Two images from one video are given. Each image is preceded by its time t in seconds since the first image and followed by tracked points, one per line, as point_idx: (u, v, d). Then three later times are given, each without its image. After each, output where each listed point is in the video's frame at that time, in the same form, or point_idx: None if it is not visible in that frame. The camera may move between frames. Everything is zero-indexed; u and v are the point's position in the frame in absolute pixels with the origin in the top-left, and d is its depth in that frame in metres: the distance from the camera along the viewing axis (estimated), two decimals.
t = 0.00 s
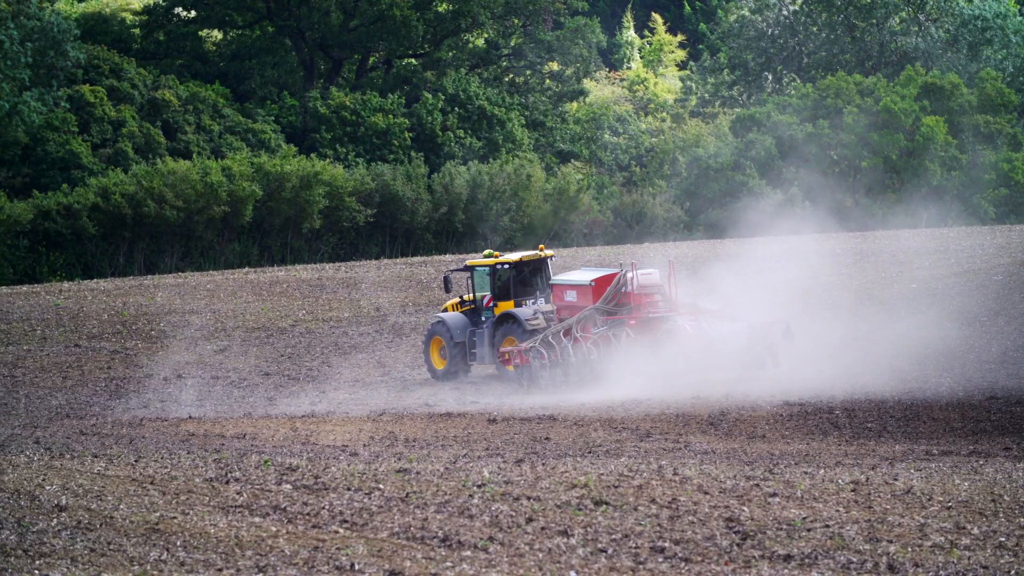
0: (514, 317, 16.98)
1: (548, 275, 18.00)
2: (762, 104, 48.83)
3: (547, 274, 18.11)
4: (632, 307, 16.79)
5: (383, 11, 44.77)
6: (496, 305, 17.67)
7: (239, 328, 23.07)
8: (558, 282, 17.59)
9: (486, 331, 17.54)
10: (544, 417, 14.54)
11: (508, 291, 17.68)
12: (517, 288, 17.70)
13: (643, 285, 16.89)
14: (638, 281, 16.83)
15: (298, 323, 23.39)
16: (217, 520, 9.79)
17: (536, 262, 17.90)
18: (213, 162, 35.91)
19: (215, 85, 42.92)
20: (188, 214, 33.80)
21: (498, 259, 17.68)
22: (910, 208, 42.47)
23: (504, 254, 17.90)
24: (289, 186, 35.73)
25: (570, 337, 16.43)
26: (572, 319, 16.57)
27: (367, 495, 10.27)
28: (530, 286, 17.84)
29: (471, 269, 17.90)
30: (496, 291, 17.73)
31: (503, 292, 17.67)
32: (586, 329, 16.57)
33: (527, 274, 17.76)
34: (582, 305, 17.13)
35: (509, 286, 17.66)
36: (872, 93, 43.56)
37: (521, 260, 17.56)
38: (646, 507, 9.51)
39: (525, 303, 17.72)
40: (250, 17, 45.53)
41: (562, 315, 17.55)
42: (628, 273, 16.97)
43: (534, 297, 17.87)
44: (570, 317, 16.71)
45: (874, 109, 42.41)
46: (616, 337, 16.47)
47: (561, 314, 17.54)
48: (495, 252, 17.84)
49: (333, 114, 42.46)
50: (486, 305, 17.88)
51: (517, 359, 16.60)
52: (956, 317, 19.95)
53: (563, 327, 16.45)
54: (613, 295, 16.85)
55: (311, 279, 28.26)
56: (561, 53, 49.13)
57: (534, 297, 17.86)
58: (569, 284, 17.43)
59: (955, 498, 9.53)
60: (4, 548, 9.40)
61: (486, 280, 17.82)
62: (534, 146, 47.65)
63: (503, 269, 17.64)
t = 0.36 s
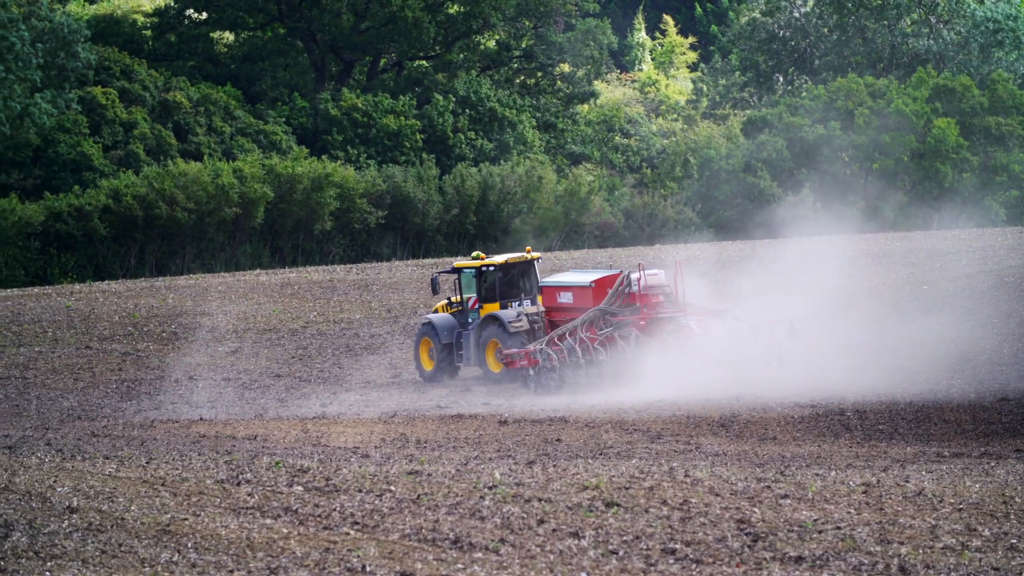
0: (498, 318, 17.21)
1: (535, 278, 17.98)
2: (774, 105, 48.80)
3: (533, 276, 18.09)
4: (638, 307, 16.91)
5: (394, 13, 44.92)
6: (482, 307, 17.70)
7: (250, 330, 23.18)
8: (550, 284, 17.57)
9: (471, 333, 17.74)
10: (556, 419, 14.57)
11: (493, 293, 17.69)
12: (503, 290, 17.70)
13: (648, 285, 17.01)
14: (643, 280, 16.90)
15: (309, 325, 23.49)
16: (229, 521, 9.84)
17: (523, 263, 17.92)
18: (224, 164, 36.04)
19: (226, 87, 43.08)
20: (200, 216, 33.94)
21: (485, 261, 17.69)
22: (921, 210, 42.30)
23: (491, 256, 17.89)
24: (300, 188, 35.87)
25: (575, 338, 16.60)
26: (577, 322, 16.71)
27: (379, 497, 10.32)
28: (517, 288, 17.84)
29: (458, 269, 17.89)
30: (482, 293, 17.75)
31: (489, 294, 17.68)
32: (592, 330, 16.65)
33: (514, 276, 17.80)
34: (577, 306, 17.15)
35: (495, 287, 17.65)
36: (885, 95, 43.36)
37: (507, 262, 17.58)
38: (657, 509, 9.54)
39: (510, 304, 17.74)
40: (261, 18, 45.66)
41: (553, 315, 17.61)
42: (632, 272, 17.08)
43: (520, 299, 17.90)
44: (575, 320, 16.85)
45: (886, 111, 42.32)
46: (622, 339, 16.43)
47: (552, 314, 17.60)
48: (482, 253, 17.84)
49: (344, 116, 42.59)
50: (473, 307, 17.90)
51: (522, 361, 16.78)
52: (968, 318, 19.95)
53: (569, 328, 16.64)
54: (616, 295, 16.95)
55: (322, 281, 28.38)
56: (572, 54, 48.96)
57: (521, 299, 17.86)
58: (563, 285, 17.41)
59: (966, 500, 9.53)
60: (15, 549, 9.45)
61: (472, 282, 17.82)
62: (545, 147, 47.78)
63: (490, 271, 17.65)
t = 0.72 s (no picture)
0: (484, 320, 17.55)
1: (524, 280, 18.23)
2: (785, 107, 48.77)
3: (524, 278, 18.31)
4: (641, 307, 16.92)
5: (405, 14, 45.05)
6: (470, 308, 18.06)
7: (261, 332, 23.29)
8: (543, 285, 17.80)
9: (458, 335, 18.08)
10: (566, 421, 14.61)
11: (481, 294, 18.02)
12: (491, 292, 18.02)
13: (652, 285, 17.03)
14: (648, 280, 16.90)
15: (319, 327, 23.59)
16: (240, 523, 9.90)
17: (512, 265, 18.19)
18: (235, 165, 36.19)
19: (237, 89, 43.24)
20: (211, 218, 34.08)
21: (474, 263, 18.00)
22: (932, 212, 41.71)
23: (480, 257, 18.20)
24: (311, 189, 35.99)
25: (577, 338, 16.79)
26: (579, 322, 16.96)
27: (390, 498, 10.37)
28: (506, 289, 18.13)
29: (448, 271, 18.22)
30: (471, 295, 18.09)
31: (476, 296, 18.02)
32: (593, 330, 16.91)
33: (502, 278, 18.09)
34: (573, 308, 17.42)
35: (482, 289, 17.97)
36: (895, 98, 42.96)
37: (494, 264, 17.85)
38: (668, 511, 9.57)
39: (498, 306, 18.02)
40: (272, 21, 45.91)
41: (544, 315, 17.94)
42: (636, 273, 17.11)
43: (509, 301, 18.16)
44: (576, 320, 17.09)
45: (897, 113, 42.18)
46: (625, 340, 16.56)
47: (543, 315, 17.93)
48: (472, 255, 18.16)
49: (355, 118, 42.72)
50: (462, 308, 18.29)
51: (525, 363, 16.83)
52: (979, 320, 19.92)
53: (571, 328, 16.87)
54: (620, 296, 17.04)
55: (333, 283, 28.48)
56: (583, 56, 49.00)
57: (509, 300, 18.14)
58: (557, 286, 17.65)
59: (977, 502, 9.54)
60: (26, 551, 9.54)
61: (462, 284, 18.17)
62: (556, 149, 47.86)
63: (478, 273, 17.97)
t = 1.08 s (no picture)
0: (472, 323, 17.72)
1: (514, 282, 18.36)
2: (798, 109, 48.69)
3: (513, 280, 18.43)
4: (640, 310, 16.75)
5: (416, 16, 45.16)
6: (460, 310, 18.16)
7: (272, 334, 23.39)
8: (536, 288, 17.57)
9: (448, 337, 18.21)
10: (578, 423, 14.64)
11: (471, 296, 18.14)
12: (481, 294, 18.15)
13: (651, 287, 16.88)
14: (646, 282, 16.70)
15: (331, 329, 23.67)
16: (251, 525, 9.97)
17: (501, 267, 18.30)
18: (247, 167, 36.32)
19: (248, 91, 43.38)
20: (222, 220, 34.22)
21: (464, 265, 18.09)
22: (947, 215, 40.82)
23: (470, 259, 18.29)
24: (322, 192, 36.10)
25: (575, 340, 16.76)
26: (577, 324, 16.94)
27: (402, 501, 10.41)
28: (496, 291, 18.24)
29: (438, 273, 18.28)
30: (461, 297, 18.20)
31: (466, 298, 18.13)
32: (592, 333, 16.88)
33: (492, 280, 18.22)
34: (569, 311, 17.21)
35: (471, 290, 18.11)
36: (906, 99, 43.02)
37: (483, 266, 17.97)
38: (679, 513, 9.59)
39: (488, 308, 18.15)
40: (284, 23, 46.03)
41: (537, 318, 17.75)
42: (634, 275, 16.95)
43: (498, 303, 18.28)
44: (574, 323, 17.08)
45: (908, 116, 41.91)
46: (624, 342, 16.56)
47: (537, 317, 17.70)
48: (462, 257, 18.24)
49: (367, 120, 42.82)
50: (451, 310, 18.40)
51: (525, 363, 17.12)
52: (990, 323, 19.87)
53: (569, 331, 16.85)
54: (616, 298, 16.91)
55: (344, 285, 28.58)
56: (595, 58, 49.02)
57: (499, 302, 18.27)
58: (551, 289, 17.40)
59: (989, 504, 9.55)
60: (38, 553, 9.61)
61: (451, 286, 18.24)
62: (568, 151, 47.94)
63: (468, 275, 18.09)
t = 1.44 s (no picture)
0: (461, 325, 17.67)
1: (504, 286, 18.50)
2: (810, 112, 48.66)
3: (504, 284, 18.59)
4: (635, 313, 16.60)
5: (428, 20, 45.38)
6: (450, 313, 18.22)
7: (284, 337, 23.48)
8: (527, 291, 17.31)
9: (438, 339, 18.21)
10: (590, 426, 14.66)
11: (461, 300, 18.25)
12: (470, 298, 18.26)
13: (647, 289, 16.65)
14: (642, 285, 16.50)
15: (343, 332, 23.77)
16: (263, 528, 10.02)
17: (492, 271, 18.46)
18: (259, 171, 36.46)
19: (260, 94, 43.53)
20: (234, 223, 34.43)
21: (454, 268, 18.19)
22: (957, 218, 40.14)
23: (460, 264, 18.42)
24: (334, 195, 36.24)
25: (571, 344, 16.65)
26: (572, 328, 16.79)
27: (413, 504, 10.46)
28: (486, 295, 18.37)
29: (429, 277, 18.38)
30: (451, 301, 18.27)
31: (456, 301, 18.23)
32: (587, 336, 16.73)
33: (482, 284, 18.37)
34: (562, 315, 16.99)
35: (462, 293, 18.23)
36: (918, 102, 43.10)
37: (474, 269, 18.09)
38: (691, 516, 9.62)
39: (478, 311, 18.25)
40: (296, 26, 46.38)
41: (527, 321, 17.52)
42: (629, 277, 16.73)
43: (488, 306, 18.38)
44: (568, 327, 16.90)
45: (919, 119, 41.72)
46: (620, 346, 16.56)
47: (528, 320, 17.47)
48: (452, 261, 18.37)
49: (379, 124, 42.94)
50: (441, 313, 18.44)
51: (522, 367, 16.88)
52: (1004, 327, 19.82)
53: (564, 335, 16.70)
54: (610, 300, 16.72)
55: (356, 288, 28.65)
56: (606, 61, 49.07)
57: (488, 306, 18.37)
58: (544, 292, 17.15)
59: (1001, 508, 9.54)
60: (50, 556, 9.68)
61: (442, 289, 18.33)
62: (579, 154, 48.02)
63: (458, 278, 18.18)
